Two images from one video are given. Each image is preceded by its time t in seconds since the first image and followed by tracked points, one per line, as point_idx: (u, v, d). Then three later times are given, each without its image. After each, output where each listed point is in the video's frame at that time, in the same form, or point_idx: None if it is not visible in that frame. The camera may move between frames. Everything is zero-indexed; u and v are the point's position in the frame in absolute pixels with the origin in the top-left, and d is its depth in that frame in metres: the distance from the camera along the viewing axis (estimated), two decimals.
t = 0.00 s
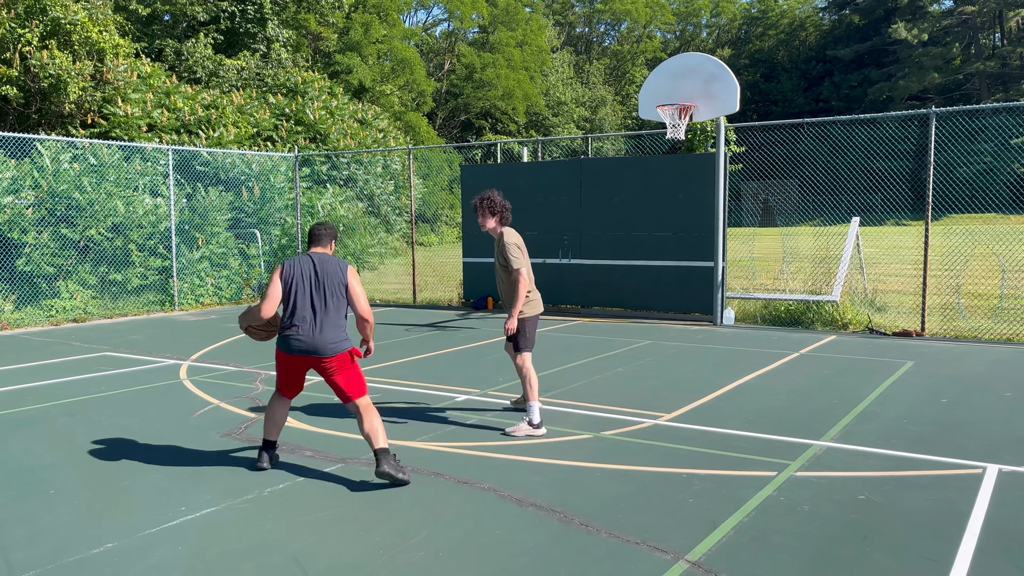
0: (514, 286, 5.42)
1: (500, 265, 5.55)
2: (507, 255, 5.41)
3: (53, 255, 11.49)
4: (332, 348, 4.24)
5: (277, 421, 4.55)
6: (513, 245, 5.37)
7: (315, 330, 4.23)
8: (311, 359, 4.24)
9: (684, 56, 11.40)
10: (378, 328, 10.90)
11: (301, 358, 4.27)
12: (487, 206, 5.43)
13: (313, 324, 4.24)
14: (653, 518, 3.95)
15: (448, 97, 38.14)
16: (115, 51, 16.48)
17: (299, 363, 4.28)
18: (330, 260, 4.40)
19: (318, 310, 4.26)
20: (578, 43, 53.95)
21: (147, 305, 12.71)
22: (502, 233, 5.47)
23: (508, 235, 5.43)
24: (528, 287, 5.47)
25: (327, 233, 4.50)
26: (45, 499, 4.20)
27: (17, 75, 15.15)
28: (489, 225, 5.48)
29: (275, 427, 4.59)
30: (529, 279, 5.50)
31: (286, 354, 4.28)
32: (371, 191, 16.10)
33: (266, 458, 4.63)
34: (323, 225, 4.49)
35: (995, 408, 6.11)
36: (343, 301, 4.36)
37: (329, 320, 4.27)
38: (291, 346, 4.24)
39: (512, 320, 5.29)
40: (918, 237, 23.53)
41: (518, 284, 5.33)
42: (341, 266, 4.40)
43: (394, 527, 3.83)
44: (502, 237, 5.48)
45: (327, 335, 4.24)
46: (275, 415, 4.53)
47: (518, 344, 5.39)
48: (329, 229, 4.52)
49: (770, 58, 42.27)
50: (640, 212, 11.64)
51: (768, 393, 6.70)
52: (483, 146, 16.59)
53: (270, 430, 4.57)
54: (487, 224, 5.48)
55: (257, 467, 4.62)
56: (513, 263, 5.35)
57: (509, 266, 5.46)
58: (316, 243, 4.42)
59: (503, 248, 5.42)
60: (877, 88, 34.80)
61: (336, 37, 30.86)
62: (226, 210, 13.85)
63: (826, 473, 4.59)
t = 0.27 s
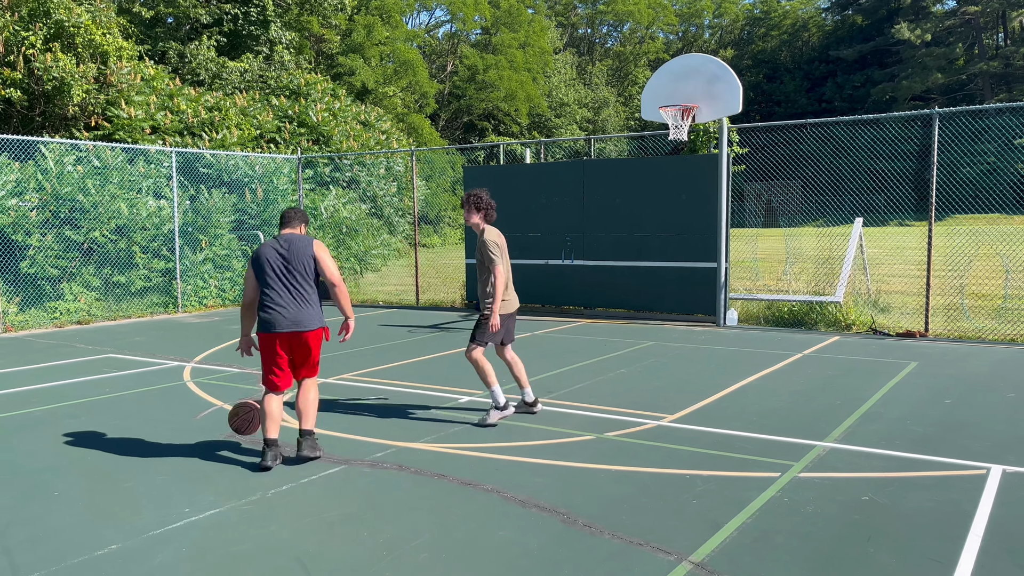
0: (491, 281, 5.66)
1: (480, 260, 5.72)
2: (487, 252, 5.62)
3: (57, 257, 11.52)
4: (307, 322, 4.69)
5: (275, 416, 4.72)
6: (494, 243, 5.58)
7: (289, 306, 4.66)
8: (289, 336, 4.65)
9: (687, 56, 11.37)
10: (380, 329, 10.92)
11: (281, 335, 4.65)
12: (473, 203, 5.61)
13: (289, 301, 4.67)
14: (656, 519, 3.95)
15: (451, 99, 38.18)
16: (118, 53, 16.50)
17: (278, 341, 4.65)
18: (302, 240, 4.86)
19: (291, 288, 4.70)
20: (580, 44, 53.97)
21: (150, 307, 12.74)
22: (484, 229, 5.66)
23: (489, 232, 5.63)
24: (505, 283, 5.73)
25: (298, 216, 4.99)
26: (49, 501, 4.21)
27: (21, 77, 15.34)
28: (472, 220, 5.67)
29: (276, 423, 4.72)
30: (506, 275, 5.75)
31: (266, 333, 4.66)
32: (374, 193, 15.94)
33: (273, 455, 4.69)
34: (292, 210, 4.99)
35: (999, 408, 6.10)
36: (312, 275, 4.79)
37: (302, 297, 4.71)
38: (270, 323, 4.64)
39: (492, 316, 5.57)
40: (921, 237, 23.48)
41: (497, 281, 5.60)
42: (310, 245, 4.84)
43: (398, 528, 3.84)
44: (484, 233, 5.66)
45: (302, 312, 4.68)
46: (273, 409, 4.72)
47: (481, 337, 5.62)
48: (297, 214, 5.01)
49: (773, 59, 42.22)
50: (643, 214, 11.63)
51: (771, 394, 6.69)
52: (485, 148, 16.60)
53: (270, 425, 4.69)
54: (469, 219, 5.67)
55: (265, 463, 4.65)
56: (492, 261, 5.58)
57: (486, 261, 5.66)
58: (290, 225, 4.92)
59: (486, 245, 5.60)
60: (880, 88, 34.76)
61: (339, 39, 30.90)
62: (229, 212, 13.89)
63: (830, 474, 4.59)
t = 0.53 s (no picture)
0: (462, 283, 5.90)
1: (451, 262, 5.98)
2: (456, 255, 5.89)
3: (60, 259, 11.55)
4: (293, 326, 4.83)
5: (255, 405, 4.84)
6: (464, 245, 5.85)
7: (276, 310, 4.80)
8: (273, 338, 4.80)
9: (688, 58, 11.38)
10: (383, 331, 10.93)
11: (264, 337, 4.80)
12: (444, 207, 5.95)
13: (275, 303, 4.81)
14: (658, 520, 3.94)
15: (453, 100, 38.22)
16: (121, 56, 16.53)
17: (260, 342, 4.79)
18: (296, 246, 4.95)
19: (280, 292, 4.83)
20: (582, 45, 54.03)
21: (153, 309, 12.74)
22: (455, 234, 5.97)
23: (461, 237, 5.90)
24: (476, 285, 5.97)
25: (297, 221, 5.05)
26: (53, 503, 4.22)
27: (24, 80, 15.24)
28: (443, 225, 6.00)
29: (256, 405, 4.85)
30: (477, 278, 6.01)
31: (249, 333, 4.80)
32: (376, 195, 15.93)
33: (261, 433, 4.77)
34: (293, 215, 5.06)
35: (1002, 409, 6.09)
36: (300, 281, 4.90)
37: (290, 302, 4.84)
38: (253, 324, 4.78)
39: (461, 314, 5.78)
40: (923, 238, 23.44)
41: (467, 282, 5.81)
42: (304, 251, 4.94)
43: (401, 529, 3.84)
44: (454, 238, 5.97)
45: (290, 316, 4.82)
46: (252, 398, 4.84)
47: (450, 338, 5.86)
48: (296, 219, 5.07)
49: (775, 59, 42.20)
50: (645, 215, 11.64)
51: (773, 395, 6.69)
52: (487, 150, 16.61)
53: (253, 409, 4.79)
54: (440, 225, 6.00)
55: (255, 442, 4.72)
56: (462, 262, 5.83)
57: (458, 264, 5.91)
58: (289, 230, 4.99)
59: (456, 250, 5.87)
60: (882, 89, 34.73)
61: (341, 41, 30.93)
62: (231, 214, 13.92)
63: (832, 475, 4.59)
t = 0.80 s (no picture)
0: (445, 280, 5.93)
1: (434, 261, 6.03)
2: (439, 253, 5.92)
3: (62, 262, 11.57)
4: (262, 320, 4.90)
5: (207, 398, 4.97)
6: (448, 244, 5.88)
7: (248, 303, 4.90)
8: (245, 332, 4.91)
9: (689, 60, 11.38)
10: (384, 333, 10.93)
11: (237, 330, 4.92)
12: (427, 208, 5.97)
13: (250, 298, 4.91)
14: (659, 521, 3.95)
15: (454, 102, 38.25)
16: (122, 59, 16.55)
17: (235, 335, 4.92)
18: (275, 243, 5.08)
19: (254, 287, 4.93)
20: (583, 47, 54.13)
21: (154, 312, 12.73)
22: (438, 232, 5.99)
23: (443, 235, 5.94)
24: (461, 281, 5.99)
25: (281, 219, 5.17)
26: (55, 505, 4.22)
27: (26, 83, 15.24)
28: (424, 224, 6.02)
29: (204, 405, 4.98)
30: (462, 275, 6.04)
31: (225, 325, 4.94)
32: (378, 197, 15.92)
33: (185, 433, 4.95)
34: (277, 212, 5.17)
35: (1004, 410, 6.07)
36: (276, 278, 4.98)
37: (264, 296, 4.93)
38: (229, 316, 4.93)
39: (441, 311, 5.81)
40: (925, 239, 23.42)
41: (450, 279, 5.86)
42: (283, 248, 5.06)
43: (402, 531, 3.84)
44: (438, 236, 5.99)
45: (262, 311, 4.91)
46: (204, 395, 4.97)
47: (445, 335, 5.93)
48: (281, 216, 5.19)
49: (776, 61, 42.16)
50: (646, 216, 11.64)
51: (774, 397, 6.68)
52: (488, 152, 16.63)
53: (194, 407, 4.97)
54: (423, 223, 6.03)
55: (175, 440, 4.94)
56: (445, 260, 5.85)
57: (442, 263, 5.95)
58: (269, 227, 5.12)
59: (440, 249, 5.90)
60: (883, 90, 34.74)
61: (342, 43, 30.96)
62: (233, 217, 13.94)
63: (834, 476, 4.58)
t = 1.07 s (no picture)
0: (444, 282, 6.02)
1: (430, 262, 6.07)
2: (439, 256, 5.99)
3: (64, 264, 11.60)
4: (211, 334, 4.87)
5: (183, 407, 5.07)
6: (447, 247, 5.95)
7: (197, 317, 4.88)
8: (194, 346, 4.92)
9: (691, 61, 11.39)
10: (386, 335, 10.94)
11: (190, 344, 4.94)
12: (423, 211, 5.97)
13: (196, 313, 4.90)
14: (661, 522, 3.95)
15: (456, 104, 38.27)
16: (124, 62, 16.59)
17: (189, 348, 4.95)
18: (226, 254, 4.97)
19: (201, 300, 4.89)
20: (585, 48, 54.15)
21: (157, 313, 12.75)
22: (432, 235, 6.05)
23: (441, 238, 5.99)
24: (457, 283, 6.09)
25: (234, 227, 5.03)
26: (57, 507, 4.23)
27: (28, 86, 15.26)
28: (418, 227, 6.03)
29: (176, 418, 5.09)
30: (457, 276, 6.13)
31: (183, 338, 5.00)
32: (380, 199, 15.86)
33: (157, 446, 5.10)
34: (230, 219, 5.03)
35: (1006, 410, 6.06)
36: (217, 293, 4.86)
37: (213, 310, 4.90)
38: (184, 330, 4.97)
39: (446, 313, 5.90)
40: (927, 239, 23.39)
41: (453, 280, 5.95)
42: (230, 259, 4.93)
43: (404, 533, 3.84)
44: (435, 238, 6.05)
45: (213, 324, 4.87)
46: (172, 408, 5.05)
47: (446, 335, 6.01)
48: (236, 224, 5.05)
49: (778, 62, 42.08)
50: (647, 216, 11.65)
51: (776, 397, 6.68)
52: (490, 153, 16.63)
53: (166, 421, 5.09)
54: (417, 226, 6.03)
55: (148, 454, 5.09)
56: (448, 263, 5.93)
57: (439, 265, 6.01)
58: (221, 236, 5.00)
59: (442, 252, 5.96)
60: (884, 90, 34.74)
61: (344, 45, 30.97)
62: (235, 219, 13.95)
63: (836, 477, 4.58)
